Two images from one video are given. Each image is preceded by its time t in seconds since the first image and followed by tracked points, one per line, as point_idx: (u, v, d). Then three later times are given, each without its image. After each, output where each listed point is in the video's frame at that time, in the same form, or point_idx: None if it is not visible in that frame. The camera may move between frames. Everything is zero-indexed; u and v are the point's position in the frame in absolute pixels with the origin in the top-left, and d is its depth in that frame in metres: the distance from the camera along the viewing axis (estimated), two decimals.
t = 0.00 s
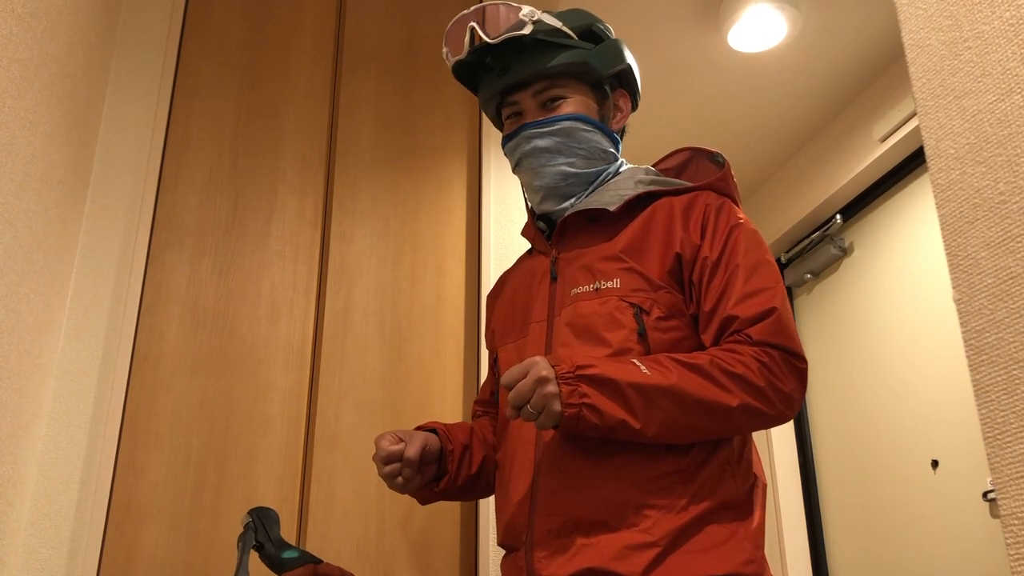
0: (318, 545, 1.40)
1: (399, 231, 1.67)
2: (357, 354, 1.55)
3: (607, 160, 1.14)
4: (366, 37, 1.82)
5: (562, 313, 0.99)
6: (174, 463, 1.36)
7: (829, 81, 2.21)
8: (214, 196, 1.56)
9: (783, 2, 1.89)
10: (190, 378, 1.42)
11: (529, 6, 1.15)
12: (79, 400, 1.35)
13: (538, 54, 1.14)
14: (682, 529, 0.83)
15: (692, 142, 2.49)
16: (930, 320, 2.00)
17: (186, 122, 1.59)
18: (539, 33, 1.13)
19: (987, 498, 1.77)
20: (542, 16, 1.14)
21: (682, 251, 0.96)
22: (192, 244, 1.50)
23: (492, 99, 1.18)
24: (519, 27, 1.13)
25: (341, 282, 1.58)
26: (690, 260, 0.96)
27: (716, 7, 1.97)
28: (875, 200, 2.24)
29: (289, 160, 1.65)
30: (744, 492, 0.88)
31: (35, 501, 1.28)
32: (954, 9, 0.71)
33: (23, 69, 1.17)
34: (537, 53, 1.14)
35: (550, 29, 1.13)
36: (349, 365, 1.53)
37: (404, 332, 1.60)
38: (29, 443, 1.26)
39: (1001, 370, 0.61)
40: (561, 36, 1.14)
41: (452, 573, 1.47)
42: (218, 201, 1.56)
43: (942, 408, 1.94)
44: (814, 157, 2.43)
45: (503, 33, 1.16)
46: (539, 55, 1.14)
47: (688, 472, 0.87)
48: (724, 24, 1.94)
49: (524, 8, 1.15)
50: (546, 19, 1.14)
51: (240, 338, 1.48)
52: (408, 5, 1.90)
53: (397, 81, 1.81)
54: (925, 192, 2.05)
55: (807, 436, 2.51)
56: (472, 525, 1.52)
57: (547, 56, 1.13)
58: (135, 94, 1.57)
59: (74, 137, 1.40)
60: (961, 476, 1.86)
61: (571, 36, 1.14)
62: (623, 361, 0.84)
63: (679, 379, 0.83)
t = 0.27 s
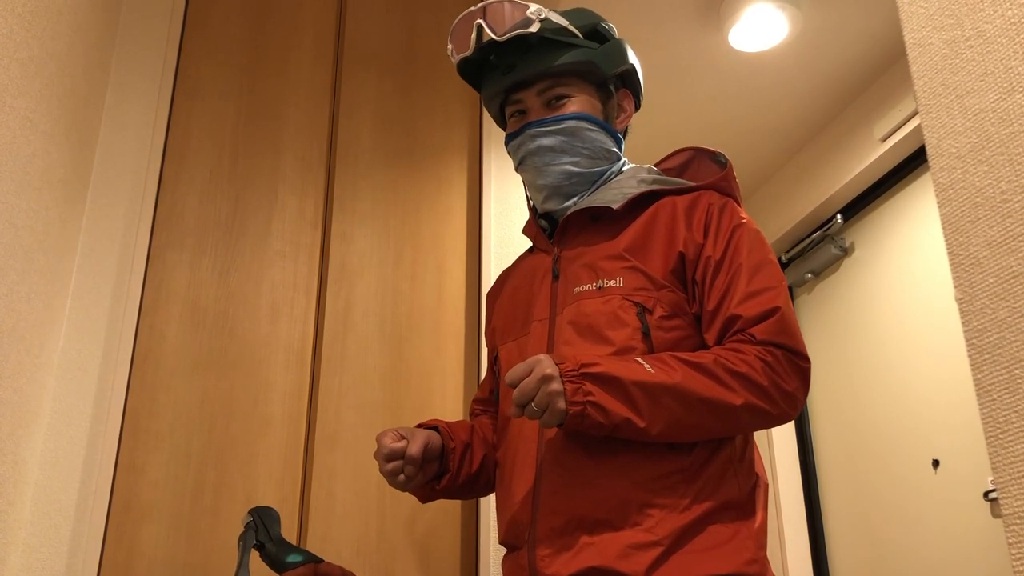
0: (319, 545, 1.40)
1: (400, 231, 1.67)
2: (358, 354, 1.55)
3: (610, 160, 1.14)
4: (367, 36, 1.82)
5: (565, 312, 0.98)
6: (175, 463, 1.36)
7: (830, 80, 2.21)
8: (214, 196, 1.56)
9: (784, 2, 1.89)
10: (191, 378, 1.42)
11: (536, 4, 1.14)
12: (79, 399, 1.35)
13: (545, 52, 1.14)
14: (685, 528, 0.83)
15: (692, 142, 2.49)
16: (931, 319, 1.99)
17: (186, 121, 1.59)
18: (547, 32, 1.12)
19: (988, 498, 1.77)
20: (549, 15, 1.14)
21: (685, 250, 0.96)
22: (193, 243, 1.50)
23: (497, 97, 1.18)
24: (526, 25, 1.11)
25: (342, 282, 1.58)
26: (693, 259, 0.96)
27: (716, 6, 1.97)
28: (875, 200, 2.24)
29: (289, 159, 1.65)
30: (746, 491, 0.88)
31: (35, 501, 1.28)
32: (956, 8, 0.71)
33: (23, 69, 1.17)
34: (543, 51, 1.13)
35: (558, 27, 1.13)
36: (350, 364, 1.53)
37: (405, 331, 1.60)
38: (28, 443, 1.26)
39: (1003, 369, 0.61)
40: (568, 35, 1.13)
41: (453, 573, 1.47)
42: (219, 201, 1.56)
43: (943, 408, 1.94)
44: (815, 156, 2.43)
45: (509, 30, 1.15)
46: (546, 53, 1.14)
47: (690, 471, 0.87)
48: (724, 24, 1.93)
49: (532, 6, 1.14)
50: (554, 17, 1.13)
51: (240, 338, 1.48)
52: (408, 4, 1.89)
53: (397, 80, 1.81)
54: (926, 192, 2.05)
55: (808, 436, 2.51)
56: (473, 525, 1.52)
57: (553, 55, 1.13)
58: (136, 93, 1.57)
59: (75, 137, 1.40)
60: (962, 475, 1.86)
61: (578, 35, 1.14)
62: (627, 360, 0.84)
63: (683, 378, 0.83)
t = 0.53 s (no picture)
0: (319, 543, 1.40)
1: (400, 229, 1.67)
2: (358, 352, 1.54)
3: (610, 157, 1.14)
4: (367, 35, 1.82)
5: (564, 310, 0.98)
6: (175, 460, 1.36)
7: (830, 78, 2.20)
8: (214, 193, 1.55)
9: None
10: (191, 375, 1.42)
11: (536, 1, 1.14)
12: (79, 397, 1.35)
13: (544, 49, 1.14)
14: (684, 526, 0.83)
15: (693, 141, 2.48)
16: (931, 318, 1.99)
17: (186, 119, 1.58)
18: (547, 28, 1.12)
19: (989, 497, 1.77)
20: (549, 11, 1.14)
21: (685, 248, 0.96)
22: (193, 241, 1.50)
23: (496, 94, 1.18)
24: (526, 22, 1.12)
25: (342, 280, 1.58)
26: (693, 257, 0.95)
27: (717, 4, 1.97)
28: (876, 199, 2.24)
29: (289, 157, 1.65)
30: (746, 489, 0.88)
31: (34, 498, 1.28)
32: (958, 3, 0.71)
33: (23, 65, 1.17)
34: (543, 48, 1.13)
35: (557, 24, 1.13)
36: (350, 362, 1.53)
37: (405, 329, 1.60)
38: (28, 440, 1.26)
39: (1004, 366, 0.61)
40: (568, 32, 1.13)
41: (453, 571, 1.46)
42: (219, 199, 1.55)
43: (943, 407, 1.93)
44: (816, 155, 2.43)
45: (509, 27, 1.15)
46: (546, 50, 1.13)
47: (690, 469, 0.87)
48: (725, 22, 1.93)
49: (532, 3, 1.14)
50: (553, 14, 1.13)
51: (240, 335, 1.48)
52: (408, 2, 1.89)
53: (397, 79, 1.80)
54: (926, 191, 2.05)
55: (808, 435, 2.51)
56: (473, 524, 1.52)
57: (553, 52, 1.13)
58: (135, 90, 1.57)
59: (74, 134, 1.40)
60: (963, 474, 1.86)
61: (577, 32, 1.14)
62: (627, 358, 0.84)
63: (683, 376, 0.83)
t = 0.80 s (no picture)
0: (318, 542, 1.40)
1: (400, 229, 1.67)
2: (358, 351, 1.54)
3: (614, 156, 1.14)
4: (367, 34, 1.81)
5: (568, 309, 0.98)
6: (175, 459, 1.36)
7: (830, 79, 2.20)
8: (214, 192, 1.55)
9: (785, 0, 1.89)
10: (191, 374, 1.42)
11: (535, 2, 1.14)
12: (79, 396, 1.35)
13: (545, 50, 1.13)
14: (687, 526, 0.83)
15: (693, 141, 2.48)
16: (931, 319, 1.99)
17: (186, 119, 1.58)
18: (546, 29, 1.12)
19: (988, 497, 1.77)
20: (548, 12, 1.14)
21: (689, 249, 0.96)
22: (193, 240, 1.50)
23: (499, 96, 1.18)
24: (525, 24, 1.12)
25: (342, 279, 1.58)
26: (698, 257, 0.96)
27: (717, 4, 1.97)
28: (875, 200, 2.24)
29: (290, 157, 1.65)
30: (748, 490, 0.88)
31: (34, 497, 1.28)
32: (959, 4, 0.71)
33: (24, 64, 1.17)
34: (543, 49, 1.13)
35: (557, 24, 1.13)
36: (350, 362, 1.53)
37: (405, 329, 1.59)
38: (28, 440, 1.26)
39: (1005, 367, 0.61)
40: (568, 32, 1.13)
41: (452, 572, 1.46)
42: (219, 198, 1.55)
43: (943, 407, 1.93)
44: (816, 156, 2.43)
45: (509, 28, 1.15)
46: (547, 51, 1.13)
47: (692, 470, 0.87)
48: (725, 22, 1.93)
49: (530, 5, 1.14)
50: (552, 15, 1.13)
51: (240, 334, 1.48)
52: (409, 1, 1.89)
53: (397, 78, 1.80)
54: (926, 191, 2.05)
55: (808, 436, 2.51)
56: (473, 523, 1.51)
57: (554, 53, 1.12)
58: (136, 89, 1.57)
59: (75, 132, 1.40)
60: (962, 474, 1.86)
61: (578, 31, 1.14)
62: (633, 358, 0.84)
63: (690, 377, 0.83)
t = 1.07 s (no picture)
0: (317, 542, 1.40)
1: (400, 229, 1.67)
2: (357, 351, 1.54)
3: (615, 157, 1.14)
4: (367, 34, 1.81)
5: (572, 309, 0.98)
6: (174, 459, 1.36)
7: (830, 80, 2.21)
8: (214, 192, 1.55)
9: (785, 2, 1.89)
10: (190, 374, 1.42)
11: (529, 8, 1.14)
12: (78, 395, 1.35)
13: (541, 55, 1.13)
14: (690, 528, 0.84)
15: (692, 142, 2.49)
16: (931, 320, 1.99)
17: (186, 118, 1.58)
18: (540, 35, 1.12)
19: (987, 498, 1.77)
20: (541, 17, 1.13)
21: (695, 252, 0.96)
22: (193, 239, 1.50)
23: (497, 101, 1.18)
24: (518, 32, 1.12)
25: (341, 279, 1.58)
26: (705, 261, 0.96)
27: (717, 5, 1.97)
28: (873, 202, 2.25)
29: (290, 157, 1.65)
30: (750, 492, 0.88)
31: (33, 496, 1.28)
32: (960, 4, 0.71)
33: (24, 63, 1.17)
34: (539, 55, 1.13)
35: (550, 29, 1.13)
36: (349, 362, 1.53)
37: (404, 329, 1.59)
38: (27, 439, 1.26)
39: (1004, 367, 0.61)
40: (562, 36, 1.13)
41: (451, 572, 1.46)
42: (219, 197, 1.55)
43: (942, 408, 1.94)
44: (815, 157, 2.43)
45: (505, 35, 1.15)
46: (542, 56, 1.13)
47: (695, 472, 0.87)
48: (725, 23, 1.93)
49: (524, 11, 1.14)
50: (545, 20, 1.13)
51: (240, 334, 1.48)
52: (409, 1, 1.89)
53: (397, 78, 1.80)
54: (924, 193, 2.05)
55: (807, 437, 2.51)
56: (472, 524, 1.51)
57: (550, 58, 1.12)
58: (136, 89, 1.57)
59: (75, 132, 1.40)
60: (960, 476, 1.86)
61: (573, 35, 1.13)
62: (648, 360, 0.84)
63: (707, 383, 0.82)
